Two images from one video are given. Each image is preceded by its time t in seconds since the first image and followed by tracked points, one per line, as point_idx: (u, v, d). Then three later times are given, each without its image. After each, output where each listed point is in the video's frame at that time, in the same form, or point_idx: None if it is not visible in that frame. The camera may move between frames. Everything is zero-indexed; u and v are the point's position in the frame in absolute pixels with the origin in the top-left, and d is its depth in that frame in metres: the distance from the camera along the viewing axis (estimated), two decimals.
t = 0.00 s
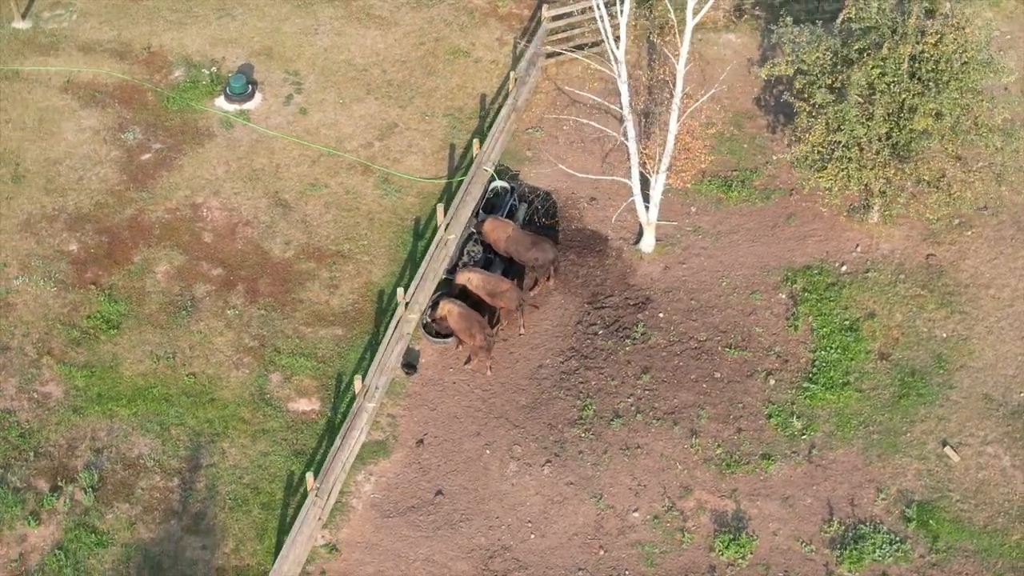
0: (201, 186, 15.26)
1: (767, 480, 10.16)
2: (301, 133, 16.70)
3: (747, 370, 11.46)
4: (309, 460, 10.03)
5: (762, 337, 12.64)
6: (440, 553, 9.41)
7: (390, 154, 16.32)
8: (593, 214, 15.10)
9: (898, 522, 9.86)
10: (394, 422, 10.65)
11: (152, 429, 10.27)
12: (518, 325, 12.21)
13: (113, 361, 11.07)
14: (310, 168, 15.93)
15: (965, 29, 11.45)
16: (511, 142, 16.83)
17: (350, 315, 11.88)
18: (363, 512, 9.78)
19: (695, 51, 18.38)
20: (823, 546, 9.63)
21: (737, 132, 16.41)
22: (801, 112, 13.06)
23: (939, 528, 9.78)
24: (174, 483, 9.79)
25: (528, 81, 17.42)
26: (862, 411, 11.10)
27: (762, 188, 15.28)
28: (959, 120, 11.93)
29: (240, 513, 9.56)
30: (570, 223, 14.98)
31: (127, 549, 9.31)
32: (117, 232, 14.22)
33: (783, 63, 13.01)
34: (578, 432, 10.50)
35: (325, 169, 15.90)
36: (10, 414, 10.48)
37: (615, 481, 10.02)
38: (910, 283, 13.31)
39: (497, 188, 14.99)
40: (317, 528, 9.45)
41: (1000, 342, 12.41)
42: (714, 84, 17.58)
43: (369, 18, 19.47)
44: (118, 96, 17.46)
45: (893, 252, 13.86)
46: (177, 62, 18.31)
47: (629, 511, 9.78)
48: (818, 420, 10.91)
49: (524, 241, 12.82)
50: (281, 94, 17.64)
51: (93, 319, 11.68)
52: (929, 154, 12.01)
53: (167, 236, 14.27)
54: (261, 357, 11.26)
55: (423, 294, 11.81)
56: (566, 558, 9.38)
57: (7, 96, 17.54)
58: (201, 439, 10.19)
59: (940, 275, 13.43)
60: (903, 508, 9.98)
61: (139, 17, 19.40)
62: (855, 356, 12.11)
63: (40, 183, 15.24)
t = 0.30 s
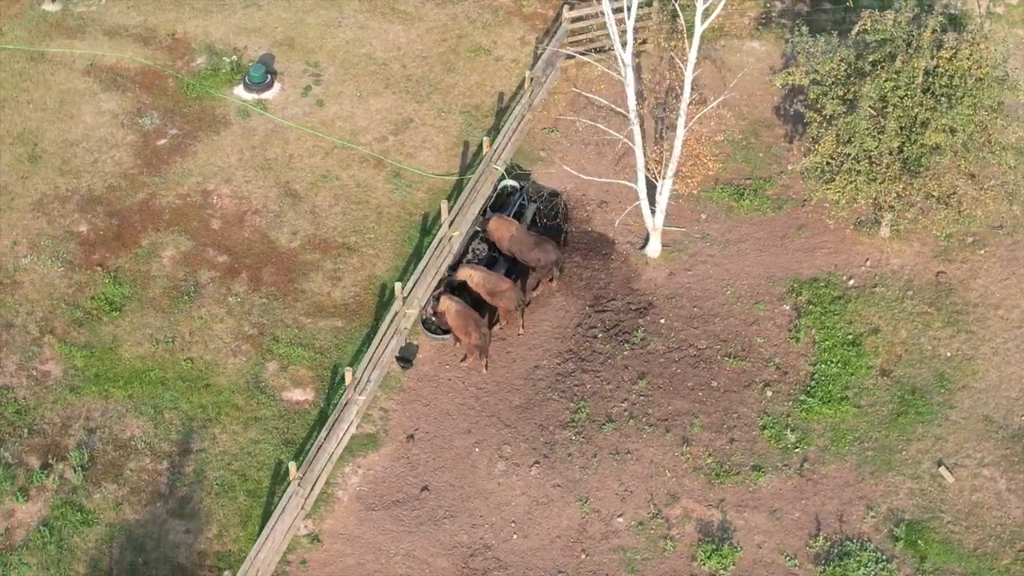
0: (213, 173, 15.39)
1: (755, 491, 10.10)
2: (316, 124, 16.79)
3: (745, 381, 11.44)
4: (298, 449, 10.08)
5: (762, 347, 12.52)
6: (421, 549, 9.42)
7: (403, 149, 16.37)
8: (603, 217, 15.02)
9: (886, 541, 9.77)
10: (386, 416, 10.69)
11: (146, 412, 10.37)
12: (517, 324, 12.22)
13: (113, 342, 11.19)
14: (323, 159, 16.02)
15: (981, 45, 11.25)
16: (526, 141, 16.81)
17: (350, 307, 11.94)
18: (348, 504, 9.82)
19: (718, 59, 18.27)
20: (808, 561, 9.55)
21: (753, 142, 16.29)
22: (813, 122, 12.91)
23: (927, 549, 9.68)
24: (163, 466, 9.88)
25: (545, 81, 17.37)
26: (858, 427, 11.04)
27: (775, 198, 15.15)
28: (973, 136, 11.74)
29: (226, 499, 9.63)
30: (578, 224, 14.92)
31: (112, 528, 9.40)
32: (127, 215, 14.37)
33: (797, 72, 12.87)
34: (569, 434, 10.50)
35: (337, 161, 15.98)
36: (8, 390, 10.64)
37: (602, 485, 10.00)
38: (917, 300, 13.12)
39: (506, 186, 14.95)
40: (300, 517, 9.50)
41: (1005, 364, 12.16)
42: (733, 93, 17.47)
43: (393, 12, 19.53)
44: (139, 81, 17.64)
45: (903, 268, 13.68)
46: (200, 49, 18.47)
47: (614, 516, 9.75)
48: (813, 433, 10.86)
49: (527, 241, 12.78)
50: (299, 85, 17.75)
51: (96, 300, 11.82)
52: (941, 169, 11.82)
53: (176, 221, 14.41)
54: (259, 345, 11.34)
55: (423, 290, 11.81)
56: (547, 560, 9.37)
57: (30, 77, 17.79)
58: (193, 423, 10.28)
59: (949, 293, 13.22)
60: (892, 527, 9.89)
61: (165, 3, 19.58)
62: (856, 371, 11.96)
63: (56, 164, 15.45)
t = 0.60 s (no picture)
0: (226, 161, 15.52)
1: (742, 502, 10.05)
2: (331, 116, 16.88)
3: (741, 391, 11.63)
4: (287, 439, 10.15)
5: (762, 357, 12.41)
6: (402, 543, 9.46)
7: (416, 144, 16.41)
8: (611, 219, 14.89)
9: (871, 559, 9.70)
10: (377, 409, 10.74)
11: (140, 394, 10.49)
12: (515, 324, 12.32)
13: (113, 324, 11.33)
14: (336, 151, 16.10)
15: (993, 61, 11.15)
16: (538, 142, 16.53)
17: (351, 300, 11.99)
18: (334, 495, 9.88)
19: (739, 66, 18.13)
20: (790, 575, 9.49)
21: (769, 151, 16.17)
22: (822, 133, 12.75)
23: (912, 570, 9.60)
24: (153, 449, 9.99)
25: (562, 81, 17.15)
26: (852, 442, 10.98)
27: (786, 208, 15.02)
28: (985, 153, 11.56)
29: (213, 484, 9.72)
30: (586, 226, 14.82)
31: (97, 508, 9.51)
32: (138, 199, 14.53)
33: (808, 83, 12.74)
34: (559, 436, 10.50)
35: (350, 154, 16.05)
36: (7, 366, 10.81)
37: (588, 489, 9.99)
38: (923, 317, 12.91)
39: (516, 185, 14.91)
40: (284, 505, 9.55)
41: (1008, 385, 11.97)
42: (751, 101, 17.34)
43: (417, 8, 19.56)
44: (160, 67, 17.81)
45: (911, 284, 13.45)
46: (223, 38, 18.61)
47: (598, 520, 9.74)
48: (805, 447, 10.82)
49: (529, 241, 12.76)
50: (318, 76, 17.84)
51: (101, 282, 11.97)
52: (951, 186, 11.64)
53: (185, 207, 14.54)
54: (257, 334, 11.43)
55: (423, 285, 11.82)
56: (527, 561, 9.38)
57: (54, 59, 18.02)
58: (186, 408, 10.38)
59: (956, 311, 13.00)
60: (879, 545, 9.82)
61: None
62: (855, 386, 11.84)
63: (72, 146, 15.65)
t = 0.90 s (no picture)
0: (239, 150, 15.64)
1: (729, 513, 10.02)
2: (347, 109, 16.97)
3: (737, 401, 11.59)
4: (278, 428, 10.24)
5: (760, 368, 12.33)
6: (384, 538, 9.51)
7: (430, 140, 16.46)
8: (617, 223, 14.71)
9: None
10: (370, 403, 10.80)
11: (136, 377, 10.62)
12: (514, 324, 12.36)
13: (116, 307, 11.47)
14: (349, 144, 16.17)
15: (1007, 79, 10.96)
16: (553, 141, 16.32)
17: (352, 292, 12.08)
18: (320, 486, 9.95)
19: (761, 74, 18.00)
20: None
21: (783, 162, 16.05)
22: (832, 145, 12.63)
23: None
24: (144, 432, 10.11)
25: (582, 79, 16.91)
26: (845, 457, 10.92)
27: (797, 219, 14.90)
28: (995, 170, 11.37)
29: (201, 469, 9.82)
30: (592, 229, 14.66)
31: (85, 488, 9.65)
32: (149, 183, 14.69)
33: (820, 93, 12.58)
34: (549, 437, 10.51)
35: (362, 147, 16.12)
36: (8, 343, 10.99)
37: (573, 492, 9.99)
38: (928, 335, 12.76)
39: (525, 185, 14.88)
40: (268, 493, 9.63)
41: (1010, 408, 11.81)
42: (768, 110, 17.23)
43: (441, 4, 19.56)
44: (182, 54, 17.96)
45: (918, 301, 13.29)
46: (246, 27, 18.74)
47: (581, 523, 9.75)
48: (797, 460, 10.78)
49: (532, 242, 12.76)
50: (336, 69, 17.93)
51: (107, 264, 12.12)
52: (958, 203, 11.49)
53: (196, 193, 14.67)
54: (256, 322, 11.53)
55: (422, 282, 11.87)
56: (507, 561, 9.40)
57: (79, 41, 18.18)
58: (181, 393, 10.50)
59: (962, 330, 12.83)
60: (864, 563, 9.79)
61: None
62: (853, 401, 11.75)
63: (89, 129, 15.85)
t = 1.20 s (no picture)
0: (254, 140, 15.73)
1: (713, 525, 10.03)
2: (364, 103, 17.00)
3: (731, 412, 11.58)
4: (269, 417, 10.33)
5: (758, 380, 12.26)
6: (366, 532, 9.58)
7: (444, 137, 16.48)
8: (624, 227, 14.61)
9: None
10: (362, 397, 10.89)
11: (133, 361, 10.75)
12: (513, 324, 12.40)
13: (119, 290, 11.61)
14: (363, 137, 16.21)
15: (1018, 97, 10.83)
16: (568, 142, 16.26)
17: (354, 286, 12.16)
18: (306, 477, 10.04)
19: (782, 84, 17.83)
20: None
21: (798, 173, 15.89)
22: (840, 158, 12.47)
23: None
24: (137, 416, 10.24)
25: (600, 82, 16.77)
26: (837, 473, 10.90)
27: (807, 231, 14.76)
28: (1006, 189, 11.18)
29: (190, 455, 9.92)
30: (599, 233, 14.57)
31: (75, 468, 9.80)
32: (162, 169, 14.81)
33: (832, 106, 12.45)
34: (538, 440, 10.55)
35: (376, 142, 16.16)
36: (11, 322, 11.18)
37: (558, 496, 10.03)
38: (931, 354, 12.60)
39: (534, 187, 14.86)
40: (254, 481, 9.72)
41: (1009, 432, 11.65)
42: (786, 120, 17.09)
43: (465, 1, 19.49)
44: (204, 42, 18.04)
45: (923, 319, 13.11)
46: (270, 18, 18.78)
47: (564, 527, 9.78)
48: (788, 474, 10.78)
49: (534, 242, 12.72)
50: (355, 63, 17.96)
51: (114, 247, 12.23)
52: (965, 221, 11.33)
53: (207, 180, 14.78)
54: (257, 311, 11.61)
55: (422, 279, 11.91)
56: (486, 561, 9.45)
57: (104, 26, 18.22)
58: (176, 378, 10.61)
59: (966, 350, 12.65)
60: None
61: None
62: (849, 417, 11.68)
63: (107, 113, 16.04)
